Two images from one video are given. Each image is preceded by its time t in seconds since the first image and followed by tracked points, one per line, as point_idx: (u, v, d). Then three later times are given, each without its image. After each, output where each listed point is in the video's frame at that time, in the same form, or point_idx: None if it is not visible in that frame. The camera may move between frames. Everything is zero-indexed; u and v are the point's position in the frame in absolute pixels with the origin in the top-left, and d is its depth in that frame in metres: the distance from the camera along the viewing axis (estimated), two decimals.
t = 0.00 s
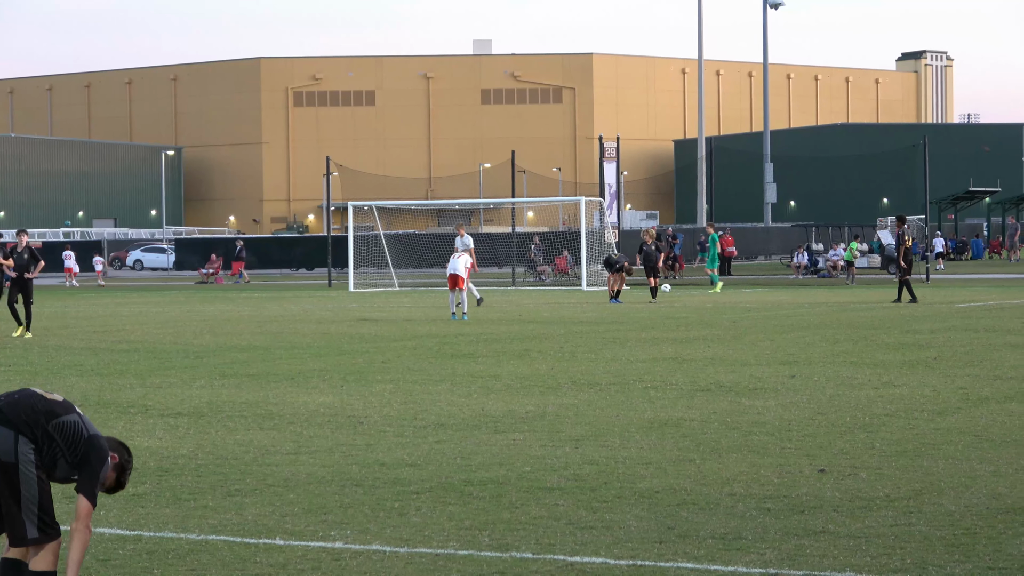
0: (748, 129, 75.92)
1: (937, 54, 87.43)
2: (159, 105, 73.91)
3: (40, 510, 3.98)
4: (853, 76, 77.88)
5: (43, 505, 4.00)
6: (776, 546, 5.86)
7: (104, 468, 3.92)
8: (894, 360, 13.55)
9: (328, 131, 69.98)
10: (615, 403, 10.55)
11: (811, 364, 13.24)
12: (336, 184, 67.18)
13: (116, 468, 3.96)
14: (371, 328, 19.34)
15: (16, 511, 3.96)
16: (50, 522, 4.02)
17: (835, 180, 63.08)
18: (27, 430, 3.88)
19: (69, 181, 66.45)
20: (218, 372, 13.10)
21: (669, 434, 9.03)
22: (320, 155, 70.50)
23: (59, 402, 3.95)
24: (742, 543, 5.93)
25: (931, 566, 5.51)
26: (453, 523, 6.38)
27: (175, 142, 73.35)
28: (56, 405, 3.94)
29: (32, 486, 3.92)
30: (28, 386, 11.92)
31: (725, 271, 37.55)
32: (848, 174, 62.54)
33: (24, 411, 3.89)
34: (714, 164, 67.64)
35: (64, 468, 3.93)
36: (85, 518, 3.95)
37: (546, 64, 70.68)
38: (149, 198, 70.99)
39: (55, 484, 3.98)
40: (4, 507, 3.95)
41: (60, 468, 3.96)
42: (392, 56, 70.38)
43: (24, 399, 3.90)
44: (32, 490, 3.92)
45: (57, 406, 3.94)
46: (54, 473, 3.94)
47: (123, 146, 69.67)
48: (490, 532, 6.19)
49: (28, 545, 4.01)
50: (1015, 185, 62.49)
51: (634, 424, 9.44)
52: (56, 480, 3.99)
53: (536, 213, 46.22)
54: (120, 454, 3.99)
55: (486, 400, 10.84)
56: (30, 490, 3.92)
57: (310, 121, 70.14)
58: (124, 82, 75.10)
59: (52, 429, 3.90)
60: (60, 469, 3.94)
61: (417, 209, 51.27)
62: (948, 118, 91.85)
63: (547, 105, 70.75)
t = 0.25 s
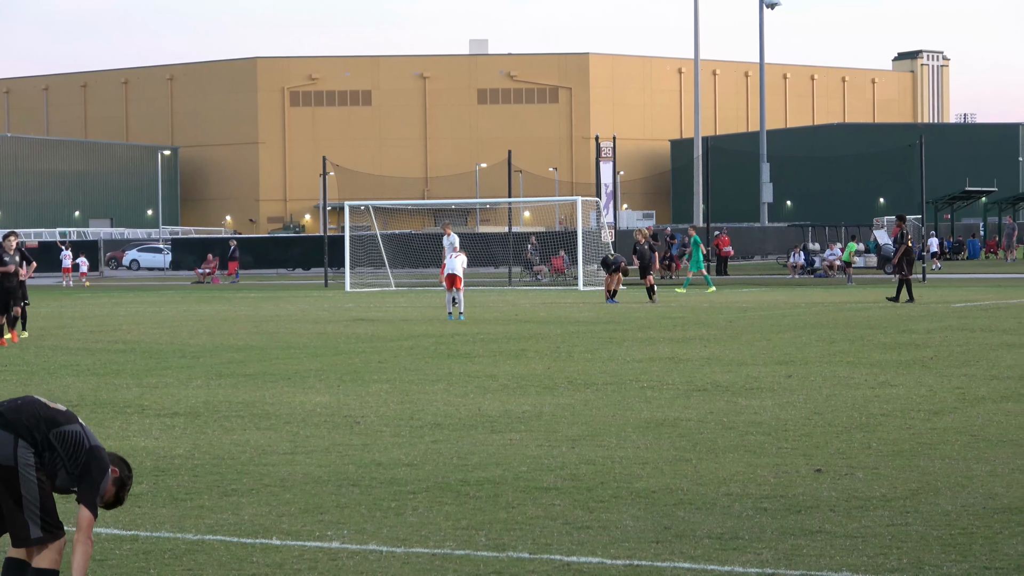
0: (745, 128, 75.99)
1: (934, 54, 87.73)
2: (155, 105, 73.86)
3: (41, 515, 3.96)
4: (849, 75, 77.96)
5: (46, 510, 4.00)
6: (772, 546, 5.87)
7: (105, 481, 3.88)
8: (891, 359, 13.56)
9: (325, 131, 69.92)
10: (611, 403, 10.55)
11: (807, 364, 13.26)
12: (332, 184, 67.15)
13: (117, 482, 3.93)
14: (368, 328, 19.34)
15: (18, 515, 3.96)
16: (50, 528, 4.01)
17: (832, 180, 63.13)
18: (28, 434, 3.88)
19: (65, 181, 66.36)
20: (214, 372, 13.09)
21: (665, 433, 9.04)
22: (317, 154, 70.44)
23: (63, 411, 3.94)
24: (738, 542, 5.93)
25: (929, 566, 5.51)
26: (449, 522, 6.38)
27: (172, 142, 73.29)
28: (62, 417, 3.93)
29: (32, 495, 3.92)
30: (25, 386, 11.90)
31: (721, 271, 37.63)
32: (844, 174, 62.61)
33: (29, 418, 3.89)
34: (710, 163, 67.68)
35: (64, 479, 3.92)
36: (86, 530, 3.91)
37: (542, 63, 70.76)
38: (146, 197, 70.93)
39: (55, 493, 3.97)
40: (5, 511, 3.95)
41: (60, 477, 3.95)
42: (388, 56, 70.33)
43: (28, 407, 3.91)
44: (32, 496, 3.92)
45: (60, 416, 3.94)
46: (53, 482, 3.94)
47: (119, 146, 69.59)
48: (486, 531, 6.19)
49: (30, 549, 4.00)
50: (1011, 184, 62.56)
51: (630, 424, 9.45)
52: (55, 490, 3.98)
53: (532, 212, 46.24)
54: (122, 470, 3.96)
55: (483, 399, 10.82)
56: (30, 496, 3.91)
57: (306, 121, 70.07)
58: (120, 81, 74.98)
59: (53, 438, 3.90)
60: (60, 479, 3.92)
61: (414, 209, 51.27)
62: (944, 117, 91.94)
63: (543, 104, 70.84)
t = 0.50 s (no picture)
0: (742, 128, 76.02)
1: (932, 54, 87.87)
2: (152, 104, 73.79)
3: (42, 520, 3.95)
4: (847, 75, 78.01)
5: (46, 513, 3.98)
6: (770, 546, 5.87)
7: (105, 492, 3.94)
8: (888, 360, 13.58)
9: (322, 131, 69.91)
10: (609, 403, 10.54)
11: (804, 364, 13.26)
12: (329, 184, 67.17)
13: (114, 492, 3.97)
14: (365, 327, 19.35)
15: (19, 520, 3.95)
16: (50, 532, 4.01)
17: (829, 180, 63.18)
18: (33, 441, 3.85)
19: (62, 180, 66.26)
20: (212, 371, 13.08)
21: (663, 433, 9.04)
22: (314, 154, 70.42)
23: (64, 419, 3.93)
24: (735, 542, 5.93)
25: (925, 566, 5.52)
26: (447, 522, 6.38)
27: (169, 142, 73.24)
28: (62, 424, 3.92)
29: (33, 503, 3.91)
30: (21, 385, 11.86)
31: (718, 271, 37.66)
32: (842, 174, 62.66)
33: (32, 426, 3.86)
34: (707, 163, 67.72)
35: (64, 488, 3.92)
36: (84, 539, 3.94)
37: (540, 63, 70.79)
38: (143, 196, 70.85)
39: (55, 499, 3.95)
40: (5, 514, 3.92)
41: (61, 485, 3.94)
42: (386, 55, 70.31)
43: (29, 412, 3.87)
44: (34, 504, 3.91)
45: (62, 423, 3.92)
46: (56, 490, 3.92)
47: (116, 145, 69.51)
48: (484, 531, 6.19)
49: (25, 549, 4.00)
50: (1008, 185, 62.62)
51: (627, 424, 9.45)
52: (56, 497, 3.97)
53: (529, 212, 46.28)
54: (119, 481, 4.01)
55: (480, 399, 10.83)
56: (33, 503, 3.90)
57: (303, 120, 70.04)
58: (117, 81, 74.90)
59: (56, 445, 3.88)
60: (61, 485, 3.91)
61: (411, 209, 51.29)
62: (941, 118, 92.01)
63: (541, 104, 70.87)
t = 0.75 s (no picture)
0: (740, 128, 76.02)
1: (931, 54, 87.93)
2: (150, 103, 73.74)
3: (36, 513, 3.95)
4: (845, 75, 78.02)
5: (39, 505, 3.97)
6: (768, 546, 5.87)
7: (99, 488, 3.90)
8: (886, 360, 13.57)
9: (320, 130, 69.95)
10: (608, 403, 10.52)
11: (803, 364, 13.25)
12: (327, 183, 67.13)
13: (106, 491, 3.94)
14: (363, 326, 19.34)
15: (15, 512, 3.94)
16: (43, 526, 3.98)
17: (826, 180, 63.21)
18: (34, 434, 3.86)
19: (60, 179, 66.21)
20: (210, 371, 13.07)
21: (661, 432, 9.04)
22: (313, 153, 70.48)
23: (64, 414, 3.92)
24: (733, 542, 5.93)
25: (924, 565, 5.52)
26: (445, 522, 6.38)
27: (167, 141, 73.21)
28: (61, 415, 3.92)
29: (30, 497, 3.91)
30: (19, 385, 11.85)
31: (717, 271, 37.66)
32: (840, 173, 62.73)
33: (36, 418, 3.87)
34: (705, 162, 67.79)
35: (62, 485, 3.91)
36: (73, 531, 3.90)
37: (538, 63, 70.80)
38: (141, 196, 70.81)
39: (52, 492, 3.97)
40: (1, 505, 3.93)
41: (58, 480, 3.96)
42: (384, 55, 70.30)
43: (32, 403, 3.88)
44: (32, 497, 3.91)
45: (64, 414, 3.92)
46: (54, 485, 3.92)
47: (114, 144, 69.46)
48: (483, 530, 6.20)
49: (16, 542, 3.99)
50: (1005, 185, 62.66)
51: (625, 424, 9.44)
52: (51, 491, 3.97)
53: (527, 212, 46.28)
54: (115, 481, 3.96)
55: (478, 399, 10.83)
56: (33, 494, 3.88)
57: (302, 120, 70.00)
58: (115, 80, 74.86)
59: (55, 436, 3.88)
60: (59, 477, 3.92)
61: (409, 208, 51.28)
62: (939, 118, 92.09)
63: (540, 104, 70.87)
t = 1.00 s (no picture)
0: (739, 128, 76.01)
1: (930, 53, 87.95)
2: (149, 103, 73.74)
3: (31, 508, 3.96)
4: (844, 75, 78.00)
5: (38, 494, 3.98)
6: (767, 546, 5.87)
7: (96, 468, 3.88)
8: (885, 360, 13.54)
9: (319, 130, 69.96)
10: (607, 403, 10.51)
11: (802, 364, 13.24)
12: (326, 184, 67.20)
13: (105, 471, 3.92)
14: (361, 326, 19.32)
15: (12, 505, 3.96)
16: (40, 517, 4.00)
17: (825, 180, 63.22)
18: (26, 425, 3.87)
19: (59, 179, 66.20)
20: (208, 371, 13.06)
21: (660, 432, 9.04)
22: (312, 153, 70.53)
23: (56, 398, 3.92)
24: (732, 542, 5.94)
25: (922, 565, 5.53)
26: (444, 522, 6.38)
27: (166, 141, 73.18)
28: (53, 400, 3.93)
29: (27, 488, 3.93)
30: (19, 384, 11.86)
31: (716, 271, 37.64)
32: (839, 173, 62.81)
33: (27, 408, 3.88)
34: (704, 162, 67.85)
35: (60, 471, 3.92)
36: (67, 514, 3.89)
37: (537, 63, 70.82)
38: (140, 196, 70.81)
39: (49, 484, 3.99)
40: None
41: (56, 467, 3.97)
42: (383, 54, 70.26)
43: (25, 392, 3.89)
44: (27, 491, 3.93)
45: (57, 401, 3.93)
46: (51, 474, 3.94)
47: (113, 144, 69.45)
48: (481, 530, 6.20)
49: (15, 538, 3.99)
50: (1004, 184, 62.66)
51: (624, 424, 9.44)
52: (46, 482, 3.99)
53: (526, 212, 46.27)
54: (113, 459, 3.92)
55: (477, 399, 10.81)
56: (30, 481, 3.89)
57: (300, 120, 69.97)
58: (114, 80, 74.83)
59: (49, 425, 3.89)
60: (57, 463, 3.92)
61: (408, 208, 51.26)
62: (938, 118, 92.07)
63: (538, 103, 70.86)
